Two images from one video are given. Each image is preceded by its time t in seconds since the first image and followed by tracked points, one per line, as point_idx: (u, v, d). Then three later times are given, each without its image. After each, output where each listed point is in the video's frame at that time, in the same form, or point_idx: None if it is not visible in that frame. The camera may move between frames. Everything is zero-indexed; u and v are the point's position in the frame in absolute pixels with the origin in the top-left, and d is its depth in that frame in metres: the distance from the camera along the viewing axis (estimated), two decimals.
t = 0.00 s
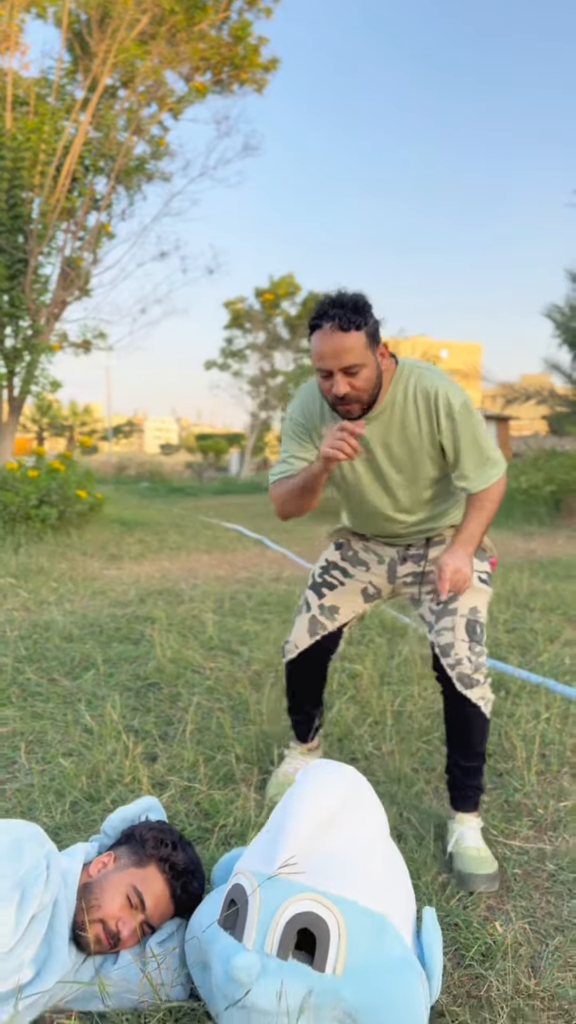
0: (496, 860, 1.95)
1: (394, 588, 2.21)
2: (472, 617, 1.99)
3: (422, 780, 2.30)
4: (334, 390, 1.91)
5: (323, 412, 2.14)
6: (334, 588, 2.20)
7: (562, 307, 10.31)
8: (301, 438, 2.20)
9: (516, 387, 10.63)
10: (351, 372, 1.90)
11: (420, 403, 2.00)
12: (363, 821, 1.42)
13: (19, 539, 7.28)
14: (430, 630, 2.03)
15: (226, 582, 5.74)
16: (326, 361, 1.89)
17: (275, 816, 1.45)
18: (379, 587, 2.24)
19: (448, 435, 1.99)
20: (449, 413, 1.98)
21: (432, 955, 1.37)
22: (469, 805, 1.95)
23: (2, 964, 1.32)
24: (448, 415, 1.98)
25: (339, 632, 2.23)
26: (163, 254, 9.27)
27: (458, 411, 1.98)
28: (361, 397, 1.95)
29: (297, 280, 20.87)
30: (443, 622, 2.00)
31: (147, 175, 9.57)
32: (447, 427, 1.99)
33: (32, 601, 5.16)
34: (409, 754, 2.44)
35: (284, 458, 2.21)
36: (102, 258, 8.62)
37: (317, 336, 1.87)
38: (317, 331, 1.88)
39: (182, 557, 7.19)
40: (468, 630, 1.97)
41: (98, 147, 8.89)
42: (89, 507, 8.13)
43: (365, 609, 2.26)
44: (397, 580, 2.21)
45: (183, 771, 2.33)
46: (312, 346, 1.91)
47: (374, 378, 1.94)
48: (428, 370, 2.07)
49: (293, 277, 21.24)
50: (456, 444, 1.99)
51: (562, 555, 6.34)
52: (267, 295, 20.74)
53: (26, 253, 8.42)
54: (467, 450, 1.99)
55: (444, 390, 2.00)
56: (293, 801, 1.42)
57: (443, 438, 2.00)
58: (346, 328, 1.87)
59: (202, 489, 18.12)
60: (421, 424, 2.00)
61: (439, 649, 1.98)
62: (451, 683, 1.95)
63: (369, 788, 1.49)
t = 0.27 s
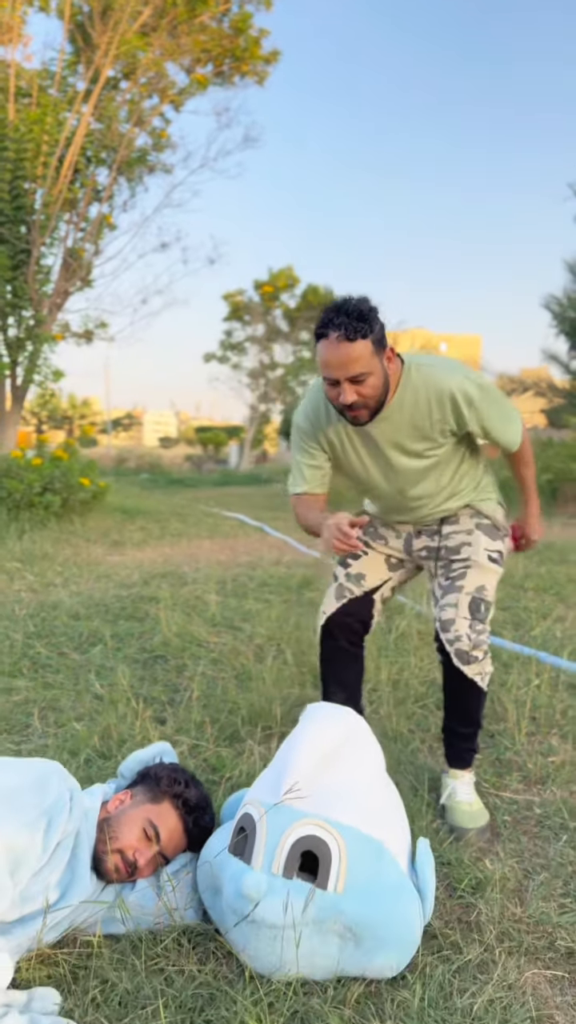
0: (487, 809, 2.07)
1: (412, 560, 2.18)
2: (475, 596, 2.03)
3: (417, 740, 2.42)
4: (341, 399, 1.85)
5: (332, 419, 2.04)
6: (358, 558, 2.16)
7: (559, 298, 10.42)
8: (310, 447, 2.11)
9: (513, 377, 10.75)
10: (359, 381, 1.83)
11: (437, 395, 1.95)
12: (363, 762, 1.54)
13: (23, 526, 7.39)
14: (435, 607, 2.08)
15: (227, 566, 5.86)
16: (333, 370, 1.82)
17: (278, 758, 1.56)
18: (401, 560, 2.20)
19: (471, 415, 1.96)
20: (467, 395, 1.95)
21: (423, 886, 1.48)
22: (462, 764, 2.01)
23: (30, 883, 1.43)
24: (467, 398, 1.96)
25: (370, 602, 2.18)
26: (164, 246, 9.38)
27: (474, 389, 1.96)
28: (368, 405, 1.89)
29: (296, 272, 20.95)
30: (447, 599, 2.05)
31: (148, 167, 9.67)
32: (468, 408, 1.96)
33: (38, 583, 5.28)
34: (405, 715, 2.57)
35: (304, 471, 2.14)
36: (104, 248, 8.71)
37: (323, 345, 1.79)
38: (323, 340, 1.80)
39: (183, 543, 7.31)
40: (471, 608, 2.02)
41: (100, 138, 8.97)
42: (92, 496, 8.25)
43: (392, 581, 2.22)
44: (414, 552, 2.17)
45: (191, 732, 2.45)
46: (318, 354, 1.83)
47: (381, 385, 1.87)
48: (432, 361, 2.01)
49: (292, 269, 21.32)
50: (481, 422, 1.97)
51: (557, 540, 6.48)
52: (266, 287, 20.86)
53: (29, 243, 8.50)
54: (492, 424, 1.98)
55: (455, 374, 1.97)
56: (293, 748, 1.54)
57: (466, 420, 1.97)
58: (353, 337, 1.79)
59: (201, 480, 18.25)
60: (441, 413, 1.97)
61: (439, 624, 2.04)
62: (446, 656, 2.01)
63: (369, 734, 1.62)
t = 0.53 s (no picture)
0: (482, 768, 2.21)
1: (415, 551, 2.31)
2: (482, 576, 2.15)
3: (416, 707, 2.57)
4: (348, 439, 1.91)
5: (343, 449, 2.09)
6: (360, 546, 2.29)
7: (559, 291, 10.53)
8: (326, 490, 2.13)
9: (513, 369, 10.88)
10: (365, 423, 1.90)
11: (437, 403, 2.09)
12: (369, 716, 1.69)
13: (31, 514, 7.54)
14: (442, 587, 2.19)
15: (232, 553, 6.01)
16: (341, 414, 1.87)
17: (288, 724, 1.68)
18: (402, 551, 2.33)
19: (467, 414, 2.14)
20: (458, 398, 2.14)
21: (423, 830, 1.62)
22: (460, 725, 2.15)
23: (67, 824, 1.57)
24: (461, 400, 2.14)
25: (369, 587, 2.32)
26: (168, 239, 9.50)
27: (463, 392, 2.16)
28: (373, 442, 1.96)
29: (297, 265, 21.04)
30: (455, 578, 2.17)
31: (152, 160, 9.77)
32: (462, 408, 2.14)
33: (49, 568, 5.43)
34: (406, 685, 2.72)
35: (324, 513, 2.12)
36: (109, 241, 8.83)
37: (330, 391, 1.84)
38: (329, 386, 1.84)
39: (188, 531, 7.46)
40: (478, 586, 2.14)
41: (105, 132, 9.09)
42: (97, 485, 8.40)
43: (391, 571, 2.36)
44: (417, 546, 2.30)
45: (204, 700, 2.60)
46: (324, 398, 1.87)
47: (385, 424, 1.94)
48: (421, 380, 2.17)
49: (293, 262, 21.40)
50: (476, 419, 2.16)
51: (555, 528, 6.62)
52: (267, 279, 20.97)
53: (35, 237, 8.63)
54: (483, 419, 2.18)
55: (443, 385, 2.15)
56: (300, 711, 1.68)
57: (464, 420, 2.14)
58: (359, 383, 1.83)
59: (203, 472, 18.40)
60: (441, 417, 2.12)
61: (448, 602, 2.15)
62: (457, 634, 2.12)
63: (372, 693, 1.76)
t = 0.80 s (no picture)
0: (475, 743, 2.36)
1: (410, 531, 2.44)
2: (473, 555, 2.30)
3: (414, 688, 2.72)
4: (360, 409, 2.01)
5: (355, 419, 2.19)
6: (361, 530, 2.43)
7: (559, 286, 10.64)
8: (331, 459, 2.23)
9: (513, 364, 11.00)
10: (377, 393, 2.00)
11: (439, 373, 2.20)
12: (382, 642, 1.82)
13: (38, 507, 7.68)
14: (437, 567, 2.33)
15: (236, 544, 6.16)
16: (353, 384, 1.97)
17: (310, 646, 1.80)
18: (398, 530, 2.46)
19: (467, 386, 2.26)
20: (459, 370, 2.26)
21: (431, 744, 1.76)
22: (454, 703, 2.28)
23: (93, 788, 1.72)
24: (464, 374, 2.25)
25: (372, 570, 2.46)
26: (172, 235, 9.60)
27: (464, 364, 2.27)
28: (384, 412, 2.06)
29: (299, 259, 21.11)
30: (448, 559, 2.31)
31: (156, 157, 9.85)
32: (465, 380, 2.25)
33: (58, 559, 5.57)
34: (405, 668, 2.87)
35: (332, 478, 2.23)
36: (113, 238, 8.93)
37: (344, 363, 1.94)
38: (344, 358, 1.94)
39: (192, 523, 7.60)
40: (469, 565, 2.28)
41: (110, 129, 9.18)
42: (103, 478, 8.53)
43: (388, 550, 2.49)
44: (412, 524, 2.44)
45: (213, 681, 2.75)
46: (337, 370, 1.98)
47: (394, 394, 2.04)
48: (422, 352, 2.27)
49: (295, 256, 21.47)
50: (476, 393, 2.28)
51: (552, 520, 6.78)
52: (269, 273, 21.06)
53: (41, 233, 8.73)
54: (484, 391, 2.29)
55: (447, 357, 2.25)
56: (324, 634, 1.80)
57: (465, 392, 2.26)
58: (371, 354, 1.94)
59: (205, 466, 18.53)
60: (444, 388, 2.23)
61: (442, 581, 2.28)
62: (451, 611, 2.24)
63: (384, 620, 1.89)
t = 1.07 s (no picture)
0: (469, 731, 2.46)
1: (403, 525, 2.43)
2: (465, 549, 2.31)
3: (412, 678, 2.83)
4: (378, 349, 2.11)
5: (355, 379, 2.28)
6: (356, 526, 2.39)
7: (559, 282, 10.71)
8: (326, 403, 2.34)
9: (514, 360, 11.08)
10: (392, 333, 2.10)
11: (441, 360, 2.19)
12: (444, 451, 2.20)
13: (43, 501, 7.77)
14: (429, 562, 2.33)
15: (238, 539, 6.26)
16: (370, 325, 2.07)
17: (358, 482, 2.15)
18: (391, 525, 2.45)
19: (456, 369, 2.18)
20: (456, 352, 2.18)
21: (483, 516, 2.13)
22: (448, 693, 2.38)
23: (107, 771, 1.82)
24: (456, 357, 2.18)
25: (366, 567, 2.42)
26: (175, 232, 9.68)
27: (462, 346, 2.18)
28: (398, 354, 2.16)
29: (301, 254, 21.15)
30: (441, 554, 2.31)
31: (158, 153, 9.92)
32: (458, 363, 2.18)
33: (64, 553, 5.67)
34: (403, 660, 2.97)
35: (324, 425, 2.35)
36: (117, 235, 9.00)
37: (362, 302, 2.05)
38: (361, 299, 2.05)
39: (195, 518, 7.70)
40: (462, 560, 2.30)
41: (113, 127, 9.25)
42: (106, 473, 8.64)
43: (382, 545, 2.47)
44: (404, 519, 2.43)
45: (218, 672, 2.86)
46: (353, 312, 2.08)
47: (406, 337, 2.15)
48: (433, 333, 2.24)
49: (296, 250, 21.51)
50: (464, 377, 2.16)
51: (550, 515, 6.88)
52: (270, 268, 21.13)
53: (45, 230, 8.79)
54: (475, 375, 2.14)
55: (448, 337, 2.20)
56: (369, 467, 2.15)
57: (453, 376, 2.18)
58: (385, 295, 2.05)
59: (207, 460, 18.62)
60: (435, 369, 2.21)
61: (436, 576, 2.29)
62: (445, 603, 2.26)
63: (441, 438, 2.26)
